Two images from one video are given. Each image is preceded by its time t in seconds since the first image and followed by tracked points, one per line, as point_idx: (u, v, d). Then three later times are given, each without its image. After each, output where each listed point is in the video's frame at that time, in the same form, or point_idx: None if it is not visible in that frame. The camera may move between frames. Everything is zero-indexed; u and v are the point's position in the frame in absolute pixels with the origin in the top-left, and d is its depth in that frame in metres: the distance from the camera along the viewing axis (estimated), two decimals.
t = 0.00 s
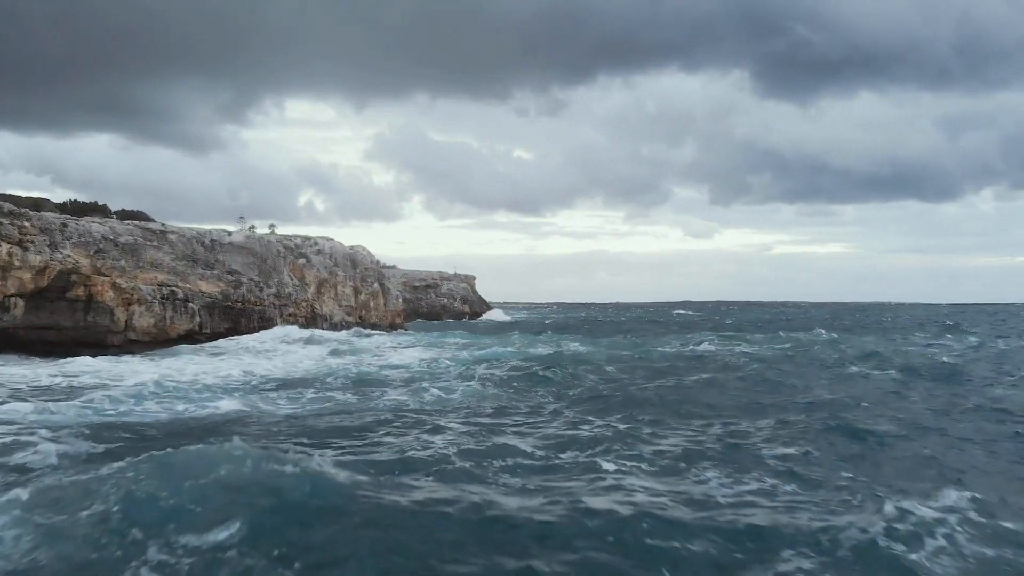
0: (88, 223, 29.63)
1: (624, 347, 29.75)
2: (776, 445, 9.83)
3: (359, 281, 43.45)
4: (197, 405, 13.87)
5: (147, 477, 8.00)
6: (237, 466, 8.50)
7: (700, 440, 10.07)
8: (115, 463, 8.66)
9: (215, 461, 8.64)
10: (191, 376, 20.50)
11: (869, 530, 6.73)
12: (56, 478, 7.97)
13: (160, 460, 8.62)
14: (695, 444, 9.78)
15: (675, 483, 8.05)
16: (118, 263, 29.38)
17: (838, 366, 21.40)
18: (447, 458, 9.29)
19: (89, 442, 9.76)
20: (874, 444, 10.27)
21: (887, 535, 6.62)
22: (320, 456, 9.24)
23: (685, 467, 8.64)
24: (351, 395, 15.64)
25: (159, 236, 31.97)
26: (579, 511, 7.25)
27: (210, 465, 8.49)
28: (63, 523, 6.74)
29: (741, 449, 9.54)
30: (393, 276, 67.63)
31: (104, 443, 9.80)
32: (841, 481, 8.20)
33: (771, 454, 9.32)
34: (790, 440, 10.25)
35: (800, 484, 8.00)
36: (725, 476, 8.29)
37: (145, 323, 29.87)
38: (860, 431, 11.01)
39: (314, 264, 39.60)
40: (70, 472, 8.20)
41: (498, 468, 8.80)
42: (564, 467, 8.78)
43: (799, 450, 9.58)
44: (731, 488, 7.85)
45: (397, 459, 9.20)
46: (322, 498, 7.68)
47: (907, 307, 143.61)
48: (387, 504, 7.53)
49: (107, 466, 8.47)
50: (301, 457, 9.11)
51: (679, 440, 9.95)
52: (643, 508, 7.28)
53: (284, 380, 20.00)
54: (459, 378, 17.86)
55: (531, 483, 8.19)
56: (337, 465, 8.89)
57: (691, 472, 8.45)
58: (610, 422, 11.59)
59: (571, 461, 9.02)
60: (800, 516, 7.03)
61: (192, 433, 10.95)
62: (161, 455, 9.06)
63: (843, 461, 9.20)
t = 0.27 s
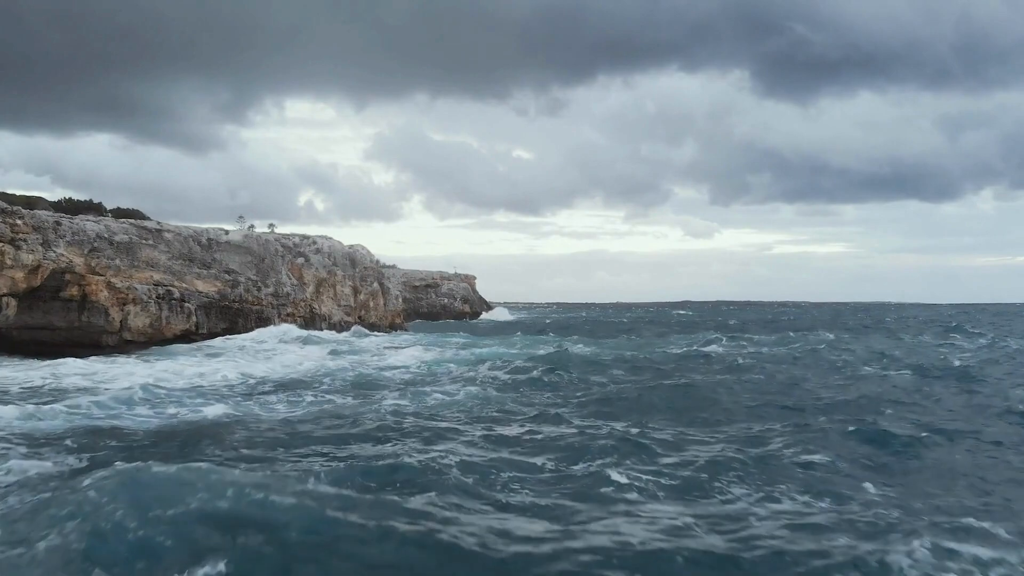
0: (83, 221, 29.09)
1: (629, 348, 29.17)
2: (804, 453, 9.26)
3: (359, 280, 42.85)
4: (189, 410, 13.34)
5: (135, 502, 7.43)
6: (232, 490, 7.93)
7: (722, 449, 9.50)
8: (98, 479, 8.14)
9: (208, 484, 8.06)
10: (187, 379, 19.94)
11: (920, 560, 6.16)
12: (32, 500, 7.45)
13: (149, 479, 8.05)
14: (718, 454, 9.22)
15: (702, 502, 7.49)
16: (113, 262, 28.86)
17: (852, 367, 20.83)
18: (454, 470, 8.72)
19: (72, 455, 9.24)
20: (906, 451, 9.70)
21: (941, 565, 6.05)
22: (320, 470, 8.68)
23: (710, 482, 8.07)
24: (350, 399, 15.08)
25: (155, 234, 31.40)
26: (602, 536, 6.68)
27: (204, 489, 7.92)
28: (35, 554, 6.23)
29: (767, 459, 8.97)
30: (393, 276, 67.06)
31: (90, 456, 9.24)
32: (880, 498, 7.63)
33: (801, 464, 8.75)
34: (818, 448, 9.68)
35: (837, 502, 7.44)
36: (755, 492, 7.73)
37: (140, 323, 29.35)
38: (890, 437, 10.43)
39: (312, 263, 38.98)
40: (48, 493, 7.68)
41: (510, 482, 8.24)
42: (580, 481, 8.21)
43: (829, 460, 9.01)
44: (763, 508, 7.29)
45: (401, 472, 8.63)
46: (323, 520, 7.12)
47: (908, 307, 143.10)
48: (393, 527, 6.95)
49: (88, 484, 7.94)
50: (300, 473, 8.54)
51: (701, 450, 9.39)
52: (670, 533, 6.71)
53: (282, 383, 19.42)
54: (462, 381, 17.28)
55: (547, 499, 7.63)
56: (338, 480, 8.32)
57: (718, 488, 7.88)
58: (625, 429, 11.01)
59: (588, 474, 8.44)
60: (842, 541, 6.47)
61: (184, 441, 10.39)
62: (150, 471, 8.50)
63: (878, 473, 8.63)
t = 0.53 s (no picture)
0: (77, 219, 28.56)
1: (635, 349, 28.57)
2: (834, 464, 8.67)
3: (359, 280, 42.14)
4: (180, 417, 12.79)
5: (117, 527, 6.86)
6: (223, 510, 7.34)
7: (747, 459, 8.90)
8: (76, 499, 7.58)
9: (195, 505, 7.46)
10: (181, 384, 19.37)
11: None
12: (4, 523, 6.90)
13: (133, 502, 7.45)
14: (743, 465, 8.62)
15: (733, 520, 6.90)
16: (107, 261, 28.34)
17: (867, 369, 20.21)
18: (461, 485, 8.12)
19: (52, 470, 8.69)
20: (943, 461, 9.10)
21: None
22: (317, 485, 8.08)
23: (737, 499, 7.49)
24: (349, 404, 14.49)
25: (151, 233, 30.84)
26: (625, 560, 6.09)
27: (193, 512, 7.33)
28: None
29: (797, 471, 8.38)
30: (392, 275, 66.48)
31: (73, 470, 8.69)
32: (925, 517, 7.03)
33: (835, 477, 8.16)
34: (848, 457, 9.08)
35: (877, 522, 6.85)
36: (789, 511, 7.14)
37: (135, 323, 28.83)
38: (923, 444, 9.83)
39: (311, 262, 38.33)
40: (22, 514, 7.13)
41: (523, 498, 7.63)
42: (596, 496, 7.64)
43: (864, 472, 8.41)
44: (797, 529, 6.70)
45: (405, 487, 8.03)
46: (319, 543, 6.54)
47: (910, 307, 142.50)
48: (397, 550, 6.35)
49: (65, 505, 7.39)
50: (296, 489, 7.94)
51: (724, 460, 8.78)
52: (701, 559, 6.12)
53: (279, 387, 18.81)
54: (465, 385, 16.64)
55: (562, 518, 7.03)
56: (337, 496, 7.73)
57: (748, 506, 7.30)
58: (640, 437, 10.43)
59: (606, 488, 7.86)
60: (890, 569, 5.88)
61: (174, 450, 9.82)
62: (134, 489, 7.92)
63: (918, 486, 8.03)
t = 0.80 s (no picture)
0: (70, 218, 28.04)
1: (640, 351, 28.04)
2: (865, 477, 8.16)
3: (358, 279, 41.51)
4: (172, 425, 12.27)
5: (98, 553, 6.35)
6: (215, 532, 6.82)
7: (771, 471, 8.39)
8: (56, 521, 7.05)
9: (186, 526, 6.94)
10: (175, 390, 18.87)
11: None
12: None
13: (118, 524, 6.94)
14: (769, 478, 8.11)
15: (764, 542, 6.40)
16: (101, 260, 27.85)
17: (881, 372, 19.68)
18: (469, 501, 7.61)
19: (33, 486, 8.16)
20: (979, 472, 8.58)
21: None
22: (315, 502, 7.57)
23: (767, 517, 6.97)
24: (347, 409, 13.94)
25: (146, 232, 30.33)
26: None
27: (181, 533, 6.80)
28: None
29: (827, 485, 7.87)
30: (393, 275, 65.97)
31: (56, 485, 8.21)
32: (972, 538, 6.52)
33: (868, 492, 7.65)
34: (880, 468, 8.56)
35: (922, 545, 6.32)
36: (825, 531, 6.64)
37: (130, 323, 28.35)
38: (956, 454, 9.32)
39: (310, 262, 37.72)
40: None
41: (537, 514, 7.12)
42: (615, 514, 7.11)
43: (899, 485, 7.89)
44: (836, 554, 6.18)
45: (409, 503, 7.52)
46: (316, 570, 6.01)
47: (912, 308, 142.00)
48: None
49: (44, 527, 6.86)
50: (294, 506, 7.44)
51: (748, 474, 8.25)
52: None
53: (276, 390, 18.29)
54: (469, 389, 16.09)
55: (580, 541, 6.50)
56: (337, 514, 7.23)
57: (779, 525, 6.79)
58: (655, 446, 9.91)
59: (625, 504, 7.35)
60: None
61: (164, 461, 9.33)
62: (119, 509, 7.40)
63: (959, 500, 7.51)
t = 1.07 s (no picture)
0: (64, 216, 27.52)
1: (645, 352, 27.55)
2: (898, 491, 7.68)
3: (357, 279, 40.86)
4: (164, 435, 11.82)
5: None
6: (206, 557, 6.32)
7: (797, 485, 7.91)
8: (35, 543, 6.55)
9: (175, 550, 6.44)
10: (170, 395, 18.39)
11: None
12: None
13: (102, 549, 6.43)
14: (794, 493, 7.64)
15: (798, 566, 5.94)
16: (96, 259, 27.36)
17: (893, 375, 19.19)
18: (478, 520, 7.11)
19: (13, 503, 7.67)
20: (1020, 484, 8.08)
21: None
22: (315, 522, 7.07)
23: (802, 539, 6.47)
24: (346, 415, 13.43)
25: (142, 231, 29.79)
26: None
27: (170, 559, 6.29)
28: None
29: (861, 502, 7.38)
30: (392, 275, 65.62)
31: (38, 501, 7.74)
32: None
33: (904, 509, 7.17)
34: (911, 480, 8.08)
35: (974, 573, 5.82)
36: (863, 555, 6.16)
37: (126, 324, 27.92)
38: (992, 464, 8.82)
39: (308, 261, 37.09)
40: None
41: (551, 534, 6.64)
42: (637, 534, 6.60)
43: (935, 501, 7.42)
44: None
45: (414, 523, 7.04)
46: None
47: (913, 308, 141.64)
48: None
49: (21, 552, 6.35)
50: (291, 526, 6.95)
51: (775, 489, 7.76)
52: None
53: (273, 394, 17.79)
54: (472, 393, 15.55)
55: (601, 566, 6.01)
56: (338, 536, 6.73)
57: (812, 547, 6.33)
58: (670, 455, 9.43)
59: (644, 523, 6.87)
60: None
61: (153, 473, 8.86)
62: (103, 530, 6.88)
63: (1002, 517, 7.03)
